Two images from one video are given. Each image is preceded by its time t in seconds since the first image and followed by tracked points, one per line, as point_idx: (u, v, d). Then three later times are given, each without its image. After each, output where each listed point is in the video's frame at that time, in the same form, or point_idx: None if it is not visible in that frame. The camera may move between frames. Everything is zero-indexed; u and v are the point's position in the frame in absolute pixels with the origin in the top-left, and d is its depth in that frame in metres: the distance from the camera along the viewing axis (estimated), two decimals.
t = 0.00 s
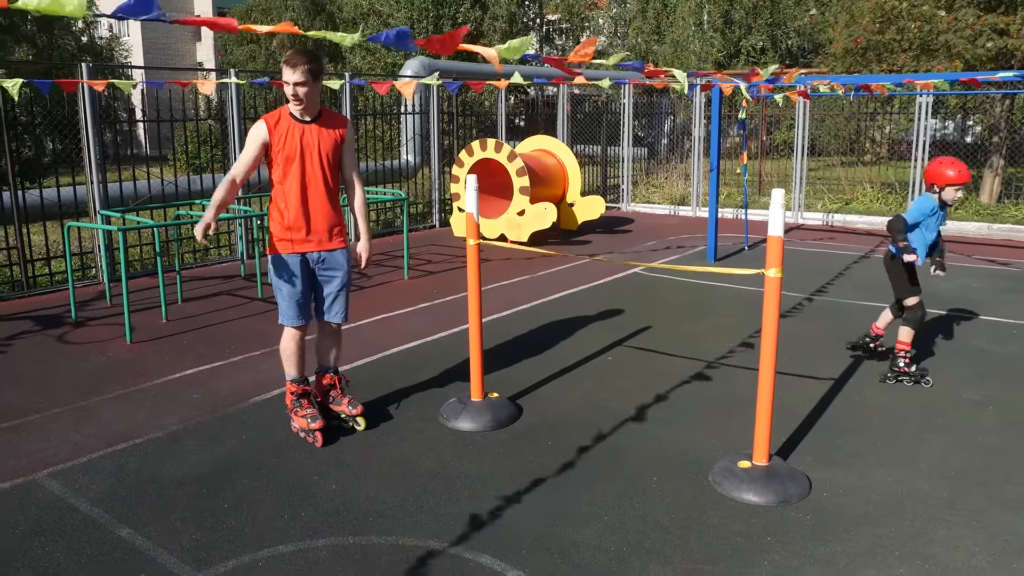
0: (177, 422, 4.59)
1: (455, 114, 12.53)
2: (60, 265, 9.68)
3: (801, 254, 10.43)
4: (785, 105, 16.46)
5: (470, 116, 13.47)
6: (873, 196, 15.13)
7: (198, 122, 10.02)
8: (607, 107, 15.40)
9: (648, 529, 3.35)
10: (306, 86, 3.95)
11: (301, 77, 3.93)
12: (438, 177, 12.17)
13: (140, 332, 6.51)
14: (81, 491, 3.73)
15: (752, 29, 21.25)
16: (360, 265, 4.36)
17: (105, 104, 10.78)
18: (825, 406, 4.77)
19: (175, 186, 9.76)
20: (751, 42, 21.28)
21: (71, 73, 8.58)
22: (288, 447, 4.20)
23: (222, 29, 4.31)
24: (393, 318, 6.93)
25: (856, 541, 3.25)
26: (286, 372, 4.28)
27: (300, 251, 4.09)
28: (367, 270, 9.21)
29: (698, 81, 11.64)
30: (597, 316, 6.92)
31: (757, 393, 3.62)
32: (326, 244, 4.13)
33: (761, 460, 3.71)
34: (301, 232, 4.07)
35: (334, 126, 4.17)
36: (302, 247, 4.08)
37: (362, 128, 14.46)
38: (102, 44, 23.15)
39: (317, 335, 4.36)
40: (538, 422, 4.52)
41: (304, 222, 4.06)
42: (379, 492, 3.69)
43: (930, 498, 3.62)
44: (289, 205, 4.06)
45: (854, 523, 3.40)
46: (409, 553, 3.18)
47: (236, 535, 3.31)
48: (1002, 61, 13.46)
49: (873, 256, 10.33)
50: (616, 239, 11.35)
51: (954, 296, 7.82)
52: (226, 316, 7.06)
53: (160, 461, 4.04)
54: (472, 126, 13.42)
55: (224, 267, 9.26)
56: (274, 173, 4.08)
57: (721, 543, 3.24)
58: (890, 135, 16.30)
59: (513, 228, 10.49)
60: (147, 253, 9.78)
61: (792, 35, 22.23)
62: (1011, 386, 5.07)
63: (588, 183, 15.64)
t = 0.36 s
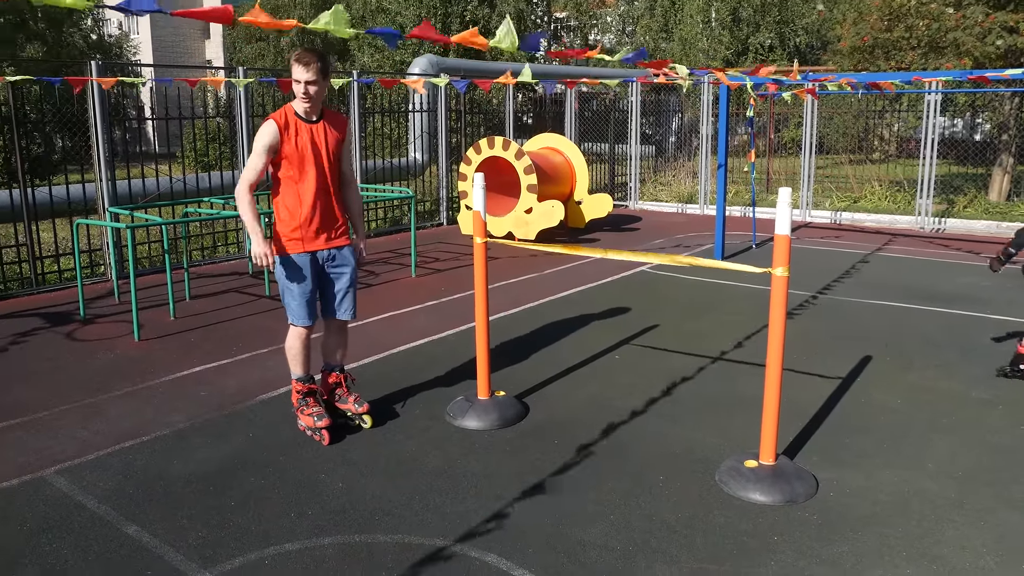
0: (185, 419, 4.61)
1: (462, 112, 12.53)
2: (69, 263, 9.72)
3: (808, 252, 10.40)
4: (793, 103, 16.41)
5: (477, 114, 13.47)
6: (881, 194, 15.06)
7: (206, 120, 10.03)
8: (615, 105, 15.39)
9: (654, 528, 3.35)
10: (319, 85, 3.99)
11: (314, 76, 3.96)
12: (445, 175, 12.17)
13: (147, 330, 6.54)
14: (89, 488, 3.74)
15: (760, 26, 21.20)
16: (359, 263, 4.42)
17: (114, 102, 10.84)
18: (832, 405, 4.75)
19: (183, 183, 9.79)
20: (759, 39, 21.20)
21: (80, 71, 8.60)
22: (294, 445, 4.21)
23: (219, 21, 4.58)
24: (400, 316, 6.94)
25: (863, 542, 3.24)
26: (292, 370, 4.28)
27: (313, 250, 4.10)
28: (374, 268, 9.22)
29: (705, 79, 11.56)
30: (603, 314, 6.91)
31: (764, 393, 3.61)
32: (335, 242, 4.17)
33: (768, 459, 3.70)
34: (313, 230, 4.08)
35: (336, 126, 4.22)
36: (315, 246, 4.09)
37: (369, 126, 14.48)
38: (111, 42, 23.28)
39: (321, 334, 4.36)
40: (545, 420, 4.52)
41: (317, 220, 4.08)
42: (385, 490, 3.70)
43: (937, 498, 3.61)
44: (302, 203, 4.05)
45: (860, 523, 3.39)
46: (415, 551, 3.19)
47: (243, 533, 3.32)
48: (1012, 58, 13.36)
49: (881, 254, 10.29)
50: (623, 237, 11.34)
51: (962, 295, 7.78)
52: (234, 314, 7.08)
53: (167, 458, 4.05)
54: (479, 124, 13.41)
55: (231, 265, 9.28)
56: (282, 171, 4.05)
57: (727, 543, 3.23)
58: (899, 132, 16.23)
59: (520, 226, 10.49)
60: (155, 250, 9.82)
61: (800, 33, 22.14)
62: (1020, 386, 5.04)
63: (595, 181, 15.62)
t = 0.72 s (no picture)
0: (193, 417, 4.63)
1: (469, 110, 12.52)
2: (78, 262, 9.78)
3: (816, 249, 10.37)
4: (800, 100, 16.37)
5: (484, 112, 13.47)
6: (889, 191, 14.99)
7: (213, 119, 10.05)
8: (622, 102, 15.38)
9: (662, 525, 3.34)
10: (312, 82, 3.99)
11: (307, 74, 3.96)
12: (452, 173, 12.16)
13: (156, 329, 6.57)
14: (99, 485, 3.77)
15: (768, 23, 21.15)
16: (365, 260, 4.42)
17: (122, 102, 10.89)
18: (840, 402, 4.74)
19: (190, 182, 9.83)
20: (767, 36, 21.15)
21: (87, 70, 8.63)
22: (302, 442, 4.23)
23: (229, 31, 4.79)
24: (407, 314, 6.95)
25: (871, 538, 3.23)
26: (298, 368, 4.30)
27: (315, 248, 4.11)
28: (381, 266, 9.24)
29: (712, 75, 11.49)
30: (610, 311, 6.90)
31: (771, 389, 3.60)
32: (338, 239, 4.17)
33: (775, 456, 3.69)
34: (315, 228, 4.09)
35: (335, 123, 4.22)
36: (317, 244, 4.09)
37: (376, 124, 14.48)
38: (119, 42, 23.39)
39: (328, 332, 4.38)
40: (552, 417, 4.52)
41: (318, 218, 4.08)
42: (393, 487, 3.71)
43: (946, 494, 3.59)
44: (302, 202, 4.07)
45: (868, 519, 3.38)
46: (422, 548, 3.19)
47: (251, 530, 3.34)
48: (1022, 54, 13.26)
49: (889, 251, 10.24)
50: (630, 235, 11.32)
51: (971, 291, 7.74)
52: (241, 313, 7.10)
53: (176, 456, 4.07)
54: (486, 122, 13.41)
55: (239, 264, 9.31)
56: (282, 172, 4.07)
57: (735, 539, 3.23)
58: (907, 129, 16.15)
59: (527, 223, 10.48)
60: (164, 249, 9.85)
61: (807, 29, 22.06)
62: None
63: (602, 179, 15.60)
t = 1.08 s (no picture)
0: (199, 414, 4.64)
1: (475, 107, 12.49)
2: (84, 259, 9.80)
3: (822, 246, 10.34)
4: (806, 97, 16.33)
5: (489, 109, 13.46)
6: (896, 188, 14.92)
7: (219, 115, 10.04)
8: (628, 99, 15.36)
9: (668, 522, 3.34)
10: (323, 79, 3.99)
11: (315, 71, 3.96)
12: (458, 170, 12.13)
13: (162, 325, 6.58)
14: (105, 482, 3.78)
15: (774, 19, 21.11)
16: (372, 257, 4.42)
17: (128, 99, 10.89)
18: (846, 399, 4.72)
19: (196, 179, 9.84)
20: (773, 33, 21.12)
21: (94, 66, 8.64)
22: (308, 439, 4.23)
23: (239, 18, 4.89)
24: (414, 311, 6.95)
25: (878, 536, 3.22)
26: (304, 365, 4.30)
27: (324, 246, 4.10)
28: (387, 263, 9.24)
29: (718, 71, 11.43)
30: (616, 309, 6.89)
31: (778, 387, 3.59)
32: (347, 236, 4.18)
33: (782, 453, 3.68)
34: (325, 225, 4.09)
35: (342, 120, 4.22)
36: (326, 241, 4.09)
37: (382, 121, 14.48)
38: (125, 39, 23.43)
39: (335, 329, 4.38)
40: (558, 415, 4.52)
41: (328, 215, 4.09)
42: (399, 484, 3.71)
43: (953, 492, 3.58)
44: (311, 199, 4.07)
45: (875, 517, 3.37)
46: (428, 545, 3.19)
47: (257, 527, 3.34)
48: None
49: (895, 248, 10.21)
50: (636, 232, 11.30)
51: (978, 288, 7.71)
52: (248, 309, 7.11)
53: (182, 453, 4.08)
54: (492, 119, 13.38)
55: (245, 261, 9.32)
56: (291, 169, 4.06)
57: (742, 537, 3.22)
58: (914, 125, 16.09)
59: (533, 220, 10.45)
60: (170, 246, 9.87)
61: (814, 25, 21.98)
62: None
63: (608, 175, 15.57)
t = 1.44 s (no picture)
0: (203, 413, 4.65)
1: (479, 107, 12.49)
2: (88, 258, 9.83)
3: (825, 247, 10.33)
4: (811, 98, 16.32)
5: (493, 109, 13.48)
6: (900, 189, 14.90)
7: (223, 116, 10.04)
8: (632, 100, 15.34)
9: (670, 522, 3.34)
10: (330, 79, 4.00)
11: (324, 72, 3.97)
12: (462, 170, 12.14)
13: (166, 325, 6.60)
14: (109, 481, 3.79)
15: (779, 21, 21.13)
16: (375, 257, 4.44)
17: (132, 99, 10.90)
18: (849, 400, 4.71)
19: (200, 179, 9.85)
20: (778, 34, 21.14)
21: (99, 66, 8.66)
22: (311, 439, 4.24)
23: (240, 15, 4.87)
24: (417, 311, 6.96)
25: (880, 537, 3.21)
26: (309, 365, 4.31)
27: (330, 245, 4.11)
28: (391, 263, 9.25)
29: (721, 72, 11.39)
30: (619, 309, 6.89)
31: (782, 387, 3.58)
32: (352, 236, 4.19)
33: (785, 454, 3.68)
34: (331, 225, 4.10)
35: (347, 120, 4.23)
36: (332, 241, 4.10)
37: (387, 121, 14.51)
38: (130, 39, 23.49)
39: (339, 329, 4.39)
40: (561, 415, 4.52)
41: (335, 215, 4.09)
42: (402, 484, 3.71)
43: (956, 493, 3.57)
44: (318, 199, 4.07)
45: (878, 518, 3.37)
46: (430, 544, 3.20)
47: (260, 526, 3.35)
48: None
49: (899, 249, 10.20)
50: (640, 233, 11.30)
51: (982, 290, 7.69)
52: (251, 309, 7.13)
53: (186, 452, 4.09)
54: (496, 120, 13.39)
55: (249, 260, 9.34)
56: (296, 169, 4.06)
57: (744, 537, 3.22)
58: (919, 127, 16.07)
59: (537, 221, 10.46)
60: (174, 246, 9.89)
61: (819, 26, 21.96)
62: None
63: (612, 176, 15.58)
